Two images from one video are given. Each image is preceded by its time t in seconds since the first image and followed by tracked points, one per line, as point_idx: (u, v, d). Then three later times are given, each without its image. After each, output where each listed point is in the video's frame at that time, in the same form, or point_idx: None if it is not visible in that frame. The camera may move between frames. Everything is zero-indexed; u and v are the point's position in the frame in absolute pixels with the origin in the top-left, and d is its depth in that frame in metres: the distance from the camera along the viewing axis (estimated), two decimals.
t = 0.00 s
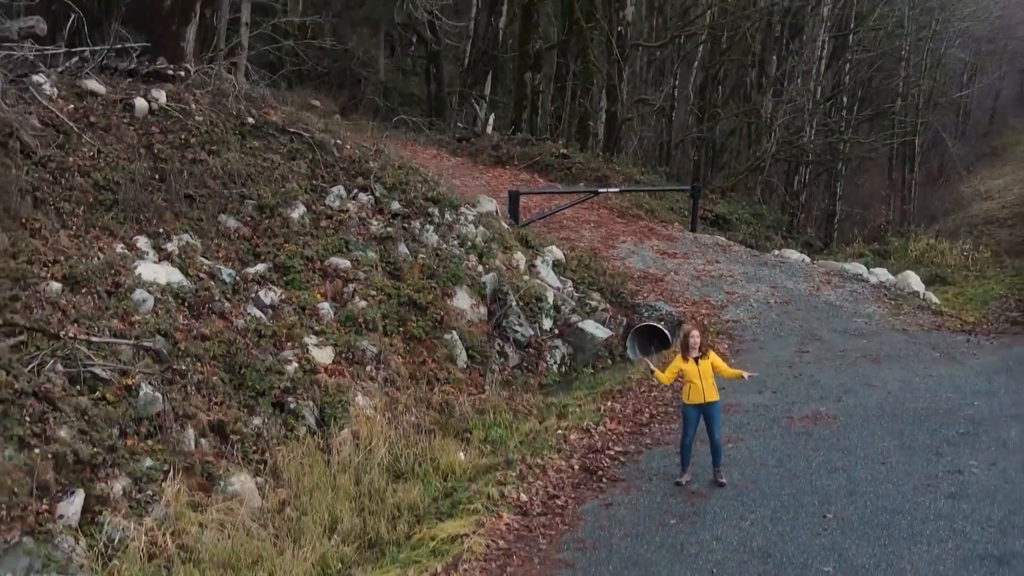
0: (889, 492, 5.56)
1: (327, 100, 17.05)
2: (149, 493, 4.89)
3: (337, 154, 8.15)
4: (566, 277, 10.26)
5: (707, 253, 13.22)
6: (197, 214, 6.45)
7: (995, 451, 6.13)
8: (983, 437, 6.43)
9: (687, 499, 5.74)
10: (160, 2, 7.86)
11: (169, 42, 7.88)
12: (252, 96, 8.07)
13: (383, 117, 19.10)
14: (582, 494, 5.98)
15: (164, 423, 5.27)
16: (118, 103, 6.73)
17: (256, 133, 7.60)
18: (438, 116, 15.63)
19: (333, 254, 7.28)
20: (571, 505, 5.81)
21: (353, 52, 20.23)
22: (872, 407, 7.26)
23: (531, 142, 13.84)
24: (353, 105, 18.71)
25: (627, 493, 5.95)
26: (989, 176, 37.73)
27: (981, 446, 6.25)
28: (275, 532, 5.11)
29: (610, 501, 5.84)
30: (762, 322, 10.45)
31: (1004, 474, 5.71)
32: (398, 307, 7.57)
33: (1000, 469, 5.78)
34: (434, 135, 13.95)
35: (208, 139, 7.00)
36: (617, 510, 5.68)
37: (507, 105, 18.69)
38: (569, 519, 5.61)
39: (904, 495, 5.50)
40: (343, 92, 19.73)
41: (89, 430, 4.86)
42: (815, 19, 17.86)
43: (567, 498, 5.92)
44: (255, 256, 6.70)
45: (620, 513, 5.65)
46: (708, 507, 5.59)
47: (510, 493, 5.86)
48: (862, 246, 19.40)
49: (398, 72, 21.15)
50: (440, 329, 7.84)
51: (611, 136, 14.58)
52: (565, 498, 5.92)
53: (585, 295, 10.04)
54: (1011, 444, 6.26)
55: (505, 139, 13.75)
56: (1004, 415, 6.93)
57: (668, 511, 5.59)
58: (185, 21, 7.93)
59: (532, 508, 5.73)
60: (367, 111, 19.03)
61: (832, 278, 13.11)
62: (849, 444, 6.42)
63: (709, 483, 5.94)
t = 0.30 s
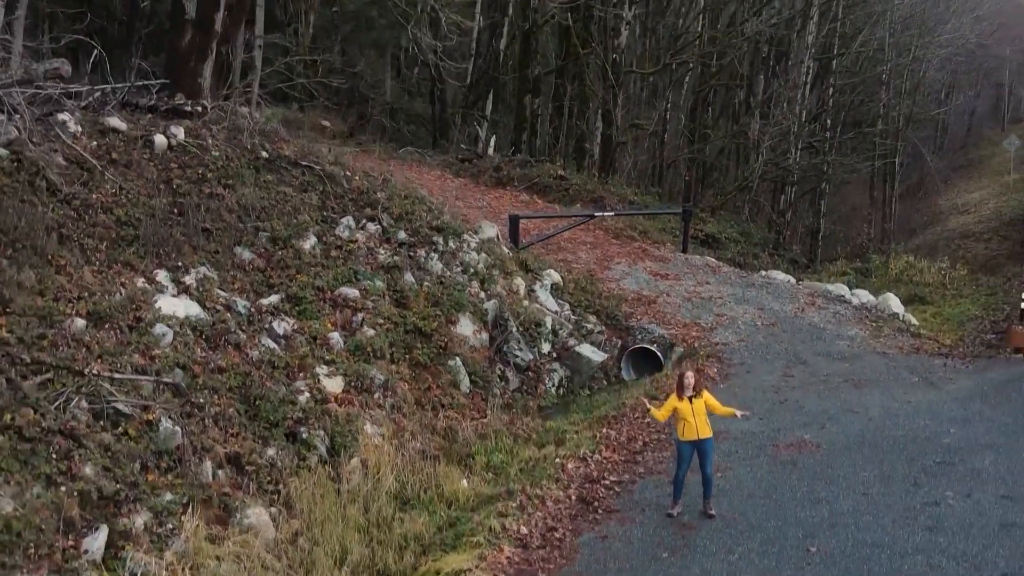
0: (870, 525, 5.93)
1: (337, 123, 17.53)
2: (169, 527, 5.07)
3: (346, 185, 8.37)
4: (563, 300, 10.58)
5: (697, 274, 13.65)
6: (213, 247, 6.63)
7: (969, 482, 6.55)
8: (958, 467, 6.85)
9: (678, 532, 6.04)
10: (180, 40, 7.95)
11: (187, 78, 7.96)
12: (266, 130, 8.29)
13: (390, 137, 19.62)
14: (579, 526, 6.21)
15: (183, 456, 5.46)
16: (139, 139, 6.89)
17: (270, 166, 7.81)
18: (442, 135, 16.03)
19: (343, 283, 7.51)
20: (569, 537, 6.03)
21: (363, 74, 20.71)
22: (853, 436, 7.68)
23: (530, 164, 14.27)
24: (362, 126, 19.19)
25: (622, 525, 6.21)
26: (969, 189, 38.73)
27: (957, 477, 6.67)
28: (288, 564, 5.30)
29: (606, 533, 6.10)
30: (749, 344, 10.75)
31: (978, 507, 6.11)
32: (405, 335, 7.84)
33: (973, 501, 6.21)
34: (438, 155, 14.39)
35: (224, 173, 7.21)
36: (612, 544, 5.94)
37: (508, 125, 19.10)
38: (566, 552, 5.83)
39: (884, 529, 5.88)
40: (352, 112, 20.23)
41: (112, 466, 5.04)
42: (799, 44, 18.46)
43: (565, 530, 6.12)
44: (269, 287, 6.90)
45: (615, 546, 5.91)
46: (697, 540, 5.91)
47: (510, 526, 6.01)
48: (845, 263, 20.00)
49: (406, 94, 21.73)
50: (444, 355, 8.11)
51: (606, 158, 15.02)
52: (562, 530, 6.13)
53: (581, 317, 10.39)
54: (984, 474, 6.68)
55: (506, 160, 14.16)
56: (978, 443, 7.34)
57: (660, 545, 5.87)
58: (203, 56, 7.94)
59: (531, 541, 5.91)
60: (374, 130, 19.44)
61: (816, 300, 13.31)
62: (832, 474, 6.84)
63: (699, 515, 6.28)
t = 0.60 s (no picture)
0: (842, 552, 6.54)
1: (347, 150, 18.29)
2: (196, 556, 5.27)
3: (359, 220, 8.79)
4: (560, 323, 11.12)
5: (683, 295, 14.34)
6: (237, 282, 6.98)
7: (932, 508, 7.23)
8: (923, 494, 7.54)
9: (665, 559, 6.58)
10: (206, 84, 8.24)
11: (211, 120, 8.27)
12: (284, 168, 8.69)
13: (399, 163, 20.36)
14: (574, 552, 6.68)
15: (209, 486, 5.73)
16: (168, 180, 7.24)
17: (289, 204, 8.20)
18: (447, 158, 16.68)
19: (356, 313, 7.91)
20: (565, 564, 6.49)
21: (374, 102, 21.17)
22: (826, 460, 8.37)
23: (529, 188, 14.91)
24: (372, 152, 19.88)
25: (613, 551, 6.72)
26: (935, 202, 40.57)
27: (923, 503, 7.34)
28: None
29: (598, 560, 6.57)
30: (731, 366, 11.41)
31: (941, 533, 6.76)
32: (413, 362, 8.28)
33: (936, 527, 6.87)
34: (442, 180, 15.06)
35: (246, 212, 7.61)
36: (604, 571, 6.42)
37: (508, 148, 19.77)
38: None
39: (853, 555, 6.50)
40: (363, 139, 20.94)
41: (144, 499, 5.30)
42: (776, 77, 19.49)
43: (561, 557, 6.58)
44: (288, 319, 7.27)
45: (608, 573, 6.39)
46: (683, 565, 6.47)
47: (510, 553, 6.40)
48: (819, 282, 21.00)
49: (419, 120, 22.01)
50: (449, 381, 8.57)
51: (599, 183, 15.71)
52: (559, 557, 6.58)
53: (576, 340, 10.94)
54: (947, 501, 7.36)
55: (506, 185, 14.74)
56: (942, 469, 8.06)
57: (648, 571, 6.40)
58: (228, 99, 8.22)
59: (530, 568, 6.33)
60: (384, 156, 20.17)
61: (792, 322, 13.90)
62: (806, 500, 7.50)
63: (684, 541, 6.83)
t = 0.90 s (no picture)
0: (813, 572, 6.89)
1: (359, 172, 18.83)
2: None
3: (371, 251, 9.27)
4: (556, 344, 11.71)
5: (670, 316, 14.96)
6: (259, 312, 7.42)
7: (897, 530, 7.56)
8: (890, 516, 7.88)
9: None
10: (228, 127, 8.47)
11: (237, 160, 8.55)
12: (302, 202, 8.95)
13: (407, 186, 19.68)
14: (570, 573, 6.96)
15: (235, 512, 6.02)
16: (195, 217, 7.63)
17: (307, 237, 8.62)
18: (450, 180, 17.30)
19: (369, 340, 8.40)
20: None
21: (386, 127, 21.37)
22: (801, 481, 8.79)
23: (528, 211, 15.79)
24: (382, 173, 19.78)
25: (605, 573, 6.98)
26: (902, 216, 42.47)
27: (889, 525, 7.68)
28: None
29: None
30: (714, 386, 12.03)
31: (905, 554, 7.10)
32: (421, 386, 8.74)
33: (901, 549, 7.19)
34: (448, 202, 15.89)
35: (267, 245, 8.00)
36: None
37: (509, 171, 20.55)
38: None
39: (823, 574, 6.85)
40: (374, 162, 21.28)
41: (176, 528, 5.60)
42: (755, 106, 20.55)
43: None
44: (306, 347, 7.70)
45: None
46: None
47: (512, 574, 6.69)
48: (795, 298, 22.00)
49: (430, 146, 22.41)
50: (454, 403, 9.05)
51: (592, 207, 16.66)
52: None
53: (571, 360, 11.54)
54: (912, 523, 7.71)
55: (507, 208, 15.59)
56: (907, 490, 8.43)
57: None
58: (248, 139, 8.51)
59: None
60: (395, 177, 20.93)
61: (770, 341, 14.56)
62: (781, 519, 7.89)
63: (670, 562, 7.10)
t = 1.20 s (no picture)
0: None
1: (372, 196, 20.10)
2: None
3: (382, 278, 9.90)
4: (552, 363, 12.31)
5: (657, 333, 15.58)
6: (280, 340, 7.94)
7: (865, 549, 8.03)
8: (858, 534, 8.35)
9: None
10: (251, 162, 9.19)
11: (259, 192, 9.24)
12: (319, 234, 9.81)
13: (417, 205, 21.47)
14: None
15: (258, 533, 6.34)
16: (221, 250, 8.24)
17: (324, 267, 9.31)
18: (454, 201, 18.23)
19: (380, 364, 8.95)
20: None
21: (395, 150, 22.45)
22: (777, 499, 9.26)
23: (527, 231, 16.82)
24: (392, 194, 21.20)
25: None
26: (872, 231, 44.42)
27: (858, 544, 8.14)
28: None
29: None
30: (698, 402, 12.57)
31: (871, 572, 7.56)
32: (428, 407, 9.26)
33: (869, 568, 7.65)
34: (452, 222, 17.14)
35: (287, 275, 8.66)
36: None
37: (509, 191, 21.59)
38: None
39: None
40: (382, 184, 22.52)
41: (205, 553, 5.87)
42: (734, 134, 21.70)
43: None
44: (322, 371, 8.23)
45: None
46: None
47: None
48: (772, 313, 22.94)
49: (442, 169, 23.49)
50: (458, 422, 9.54)
51: (586, 228, 17.73)
52: None
53: (566, 378, 12.13)
54: (879, 541, 8.19)
55: (507, 229, 16.61)
56: (874, 509, 8.92)
57: None
58: (269, 173, 9.17)
59: None
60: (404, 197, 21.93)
61: (750, 357, 15.17)
62: (759, 538, 8.34)
63: None
